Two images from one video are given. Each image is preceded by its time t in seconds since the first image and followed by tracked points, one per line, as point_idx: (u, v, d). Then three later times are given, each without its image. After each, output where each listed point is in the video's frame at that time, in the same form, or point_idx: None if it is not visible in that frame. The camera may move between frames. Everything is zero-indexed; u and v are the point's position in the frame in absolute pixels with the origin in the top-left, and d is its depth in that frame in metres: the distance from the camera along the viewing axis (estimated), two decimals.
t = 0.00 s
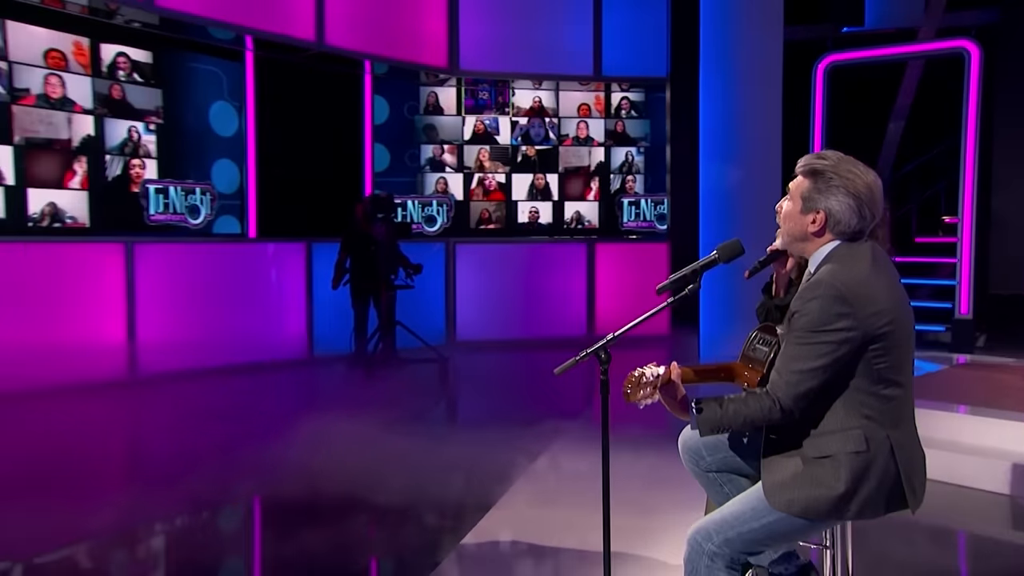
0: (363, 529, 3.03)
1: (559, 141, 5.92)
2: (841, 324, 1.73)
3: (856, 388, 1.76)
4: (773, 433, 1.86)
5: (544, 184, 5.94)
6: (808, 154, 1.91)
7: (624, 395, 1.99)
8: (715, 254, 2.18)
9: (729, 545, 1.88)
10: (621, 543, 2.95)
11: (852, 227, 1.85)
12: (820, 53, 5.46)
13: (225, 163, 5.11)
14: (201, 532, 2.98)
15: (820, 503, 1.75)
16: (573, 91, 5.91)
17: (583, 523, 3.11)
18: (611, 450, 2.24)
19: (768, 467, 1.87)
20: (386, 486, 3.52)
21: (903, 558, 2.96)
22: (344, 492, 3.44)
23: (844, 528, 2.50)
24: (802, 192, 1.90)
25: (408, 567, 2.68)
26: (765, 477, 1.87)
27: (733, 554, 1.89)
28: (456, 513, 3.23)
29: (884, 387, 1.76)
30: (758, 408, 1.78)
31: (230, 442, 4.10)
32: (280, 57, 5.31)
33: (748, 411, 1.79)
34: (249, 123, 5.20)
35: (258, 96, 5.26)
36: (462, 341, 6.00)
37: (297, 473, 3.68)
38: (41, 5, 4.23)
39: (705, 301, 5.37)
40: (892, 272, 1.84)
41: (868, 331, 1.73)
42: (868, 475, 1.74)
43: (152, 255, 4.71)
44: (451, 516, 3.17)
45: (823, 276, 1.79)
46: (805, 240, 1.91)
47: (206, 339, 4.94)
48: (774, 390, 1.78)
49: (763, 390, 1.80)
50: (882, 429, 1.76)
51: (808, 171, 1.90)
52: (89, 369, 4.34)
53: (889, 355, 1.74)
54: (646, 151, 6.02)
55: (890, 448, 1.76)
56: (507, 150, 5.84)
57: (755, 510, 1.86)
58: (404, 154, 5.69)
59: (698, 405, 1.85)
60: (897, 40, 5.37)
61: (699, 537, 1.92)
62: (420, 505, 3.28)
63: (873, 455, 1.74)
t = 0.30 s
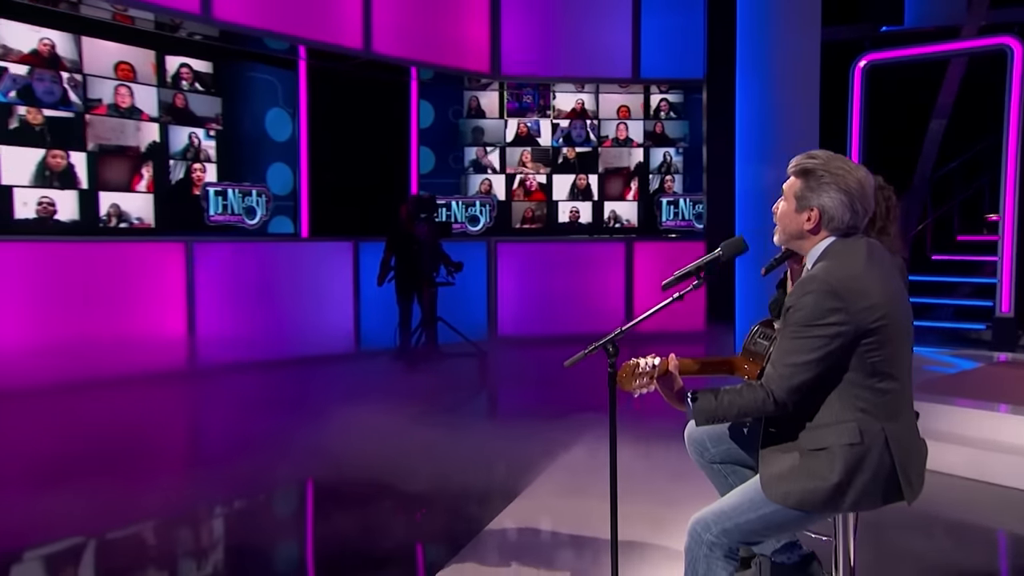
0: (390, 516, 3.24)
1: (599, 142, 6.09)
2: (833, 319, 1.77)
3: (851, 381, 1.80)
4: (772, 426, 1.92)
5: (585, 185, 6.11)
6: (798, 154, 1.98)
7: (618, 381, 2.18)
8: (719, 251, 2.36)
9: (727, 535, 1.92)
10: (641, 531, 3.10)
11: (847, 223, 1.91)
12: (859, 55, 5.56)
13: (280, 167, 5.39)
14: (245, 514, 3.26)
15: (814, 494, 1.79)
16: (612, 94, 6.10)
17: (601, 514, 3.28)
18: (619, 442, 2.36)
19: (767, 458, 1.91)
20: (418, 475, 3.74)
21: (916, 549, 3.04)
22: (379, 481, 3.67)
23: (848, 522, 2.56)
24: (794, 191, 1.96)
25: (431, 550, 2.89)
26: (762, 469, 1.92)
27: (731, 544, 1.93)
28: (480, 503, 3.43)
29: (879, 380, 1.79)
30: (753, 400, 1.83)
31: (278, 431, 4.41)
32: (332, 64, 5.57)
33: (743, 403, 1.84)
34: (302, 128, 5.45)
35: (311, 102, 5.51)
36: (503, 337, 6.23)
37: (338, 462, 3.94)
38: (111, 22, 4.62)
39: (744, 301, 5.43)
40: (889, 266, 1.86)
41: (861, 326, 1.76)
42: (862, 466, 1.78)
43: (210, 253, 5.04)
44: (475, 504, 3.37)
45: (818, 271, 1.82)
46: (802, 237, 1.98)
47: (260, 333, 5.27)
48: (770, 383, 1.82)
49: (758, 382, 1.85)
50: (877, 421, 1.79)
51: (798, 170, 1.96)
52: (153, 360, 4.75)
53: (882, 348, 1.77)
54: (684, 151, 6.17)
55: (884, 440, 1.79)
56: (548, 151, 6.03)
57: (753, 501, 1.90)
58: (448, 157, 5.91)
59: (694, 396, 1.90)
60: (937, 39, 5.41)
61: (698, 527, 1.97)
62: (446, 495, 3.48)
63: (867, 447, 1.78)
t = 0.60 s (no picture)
0: (417, 507, 3.39)
1: (640, 144, 6.21)
2: (834, 321, 1.64)
3: (854, 385, 1.67)
4: (776, 428, 1.79)
5: (625, 186, 6.24)
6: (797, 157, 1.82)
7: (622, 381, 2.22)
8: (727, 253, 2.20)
9: (730, 535, 1.80)
10: (664, 528, 3.18)
11: (850, 227, 1.75)
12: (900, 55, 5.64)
13: (331, 170, 5.67)
14: (288, 502, 3.47)
15: (815, 498, 1.67)
16: (653, 96, 6.22)
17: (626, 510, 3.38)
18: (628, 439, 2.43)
19: (769, 461, 1.80)
20: (451, 469, 3.89)
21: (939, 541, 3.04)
22: (413, 473, 3.83)
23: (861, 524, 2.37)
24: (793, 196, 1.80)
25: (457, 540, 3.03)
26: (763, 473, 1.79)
27: (734, 544, 1.81)
28: (505, 497, 3.55)
29: (884, 383, 1.66)
30: (754, 402, 1.71)
31: (322, 422, 4.62)
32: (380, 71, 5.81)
33: (744, 405, 1.72)
34: (351, 133, 5.70)
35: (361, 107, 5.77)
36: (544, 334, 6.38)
37: (377, 454, 4.13)
38: (176, 35, 4.99)
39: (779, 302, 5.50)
40: (896, 266, 1.73)
41: (864, 328, 1.64)
42: (865, 470, 1.66)
43: (264, 253, 5.34)
44: (501, 497, 3.50)
45: (819, 273, 1.70)
46: (805, 245, 1.81)
47: (308, 326, 5.56)
48: (772, 384, 1.70)
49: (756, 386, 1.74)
50: (881, 425, 1.66)
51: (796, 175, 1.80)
52: (211, 355, 5.15)
53: (887, 351, 1.64)
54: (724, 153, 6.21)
55: (889, 444, 1.66)
56: (590, 154, 6.18)
57: (756, 501, 1.78)
58: (493, 159, 6.12)
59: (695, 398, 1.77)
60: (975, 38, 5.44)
61: (702, 526, 1.85)
62: (475, 488, 3.62)
63: (872, 451, 1.66)
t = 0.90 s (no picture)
0: (445, 498, 3.58)
1: (679, 148, 6.33)
2: (833, 324, 1.70)
3: (853, 386, 1.74)
4: (779, 427, 1.86)
5: (662, 189, 6.36)
6: (806, 163, 1.88)
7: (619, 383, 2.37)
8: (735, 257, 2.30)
9: (731, 532, 1.90)
10: (678, 522, 3.31)
11: (852, 231, 1.81)
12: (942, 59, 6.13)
13: (379, 173, 5.92)
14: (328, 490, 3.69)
15: (816, 496, 1.75)
16: (694, 101, 6.33)
17: (647, 506, 3.50)
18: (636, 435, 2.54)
19: (770, 460, 1.87)
20: (481, 462, 4.08)
21: (954, 535, 3.09)
22: (445, 465, 4.03)
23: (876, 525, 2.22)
24: (800, 200, 1.87)
25: (479, 529, 3.21)
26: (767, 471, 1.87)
27: (735, 540, 1.91)
28: (527, 490, 3.72)
29: (883, 385, 1.72)
30: (758, 404, 1.78)
31: (364, 414, 4.87)
32: (428, 77, 5.99)
33: (748, 406, 1.79)
34: (399, 138, 5.95)
35: (409, 113, 5.99)
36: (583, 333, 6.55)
37: (414, 447, 4.33)
38: (235, 46, 5.30)
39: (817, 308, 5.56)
40: (896, 269, 1.78)
41: (863, 331, 1.70)
42: (865, 469, 1.72)
43: (314, 251, 5.68)
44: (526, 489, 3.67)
45: (821, 276, 1.76)
46: (810, 247, 1.88)
47: (355, 321, 5.85)
48: (774, 387, 1.77)
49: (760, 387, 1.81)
50: (880, 425, 1.73)
51: (803, 180, 1.87)
52: (262, 348, 5.50)
53: (886, 353, 1.70)
54: (764, 156, 6.33)
55: (888, 444, 1.73)
56: (630, 157, 6.32)
57: (757, 500, 1.88)
58: (535, 163, 6.31)
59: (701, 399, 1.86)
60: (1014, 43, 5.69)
61: (704, 523, 1.95)
62: (501, 481, 3.79)
63: (870, 451, 1.72)
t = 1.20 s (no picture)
0: (474, 488, 3.79)
1: (720, 148, 6.43)
2: (831, 329, 1.80)
3: (856, 388, 1.83)
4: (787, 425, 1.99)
5: (699, 189, 6.47)
6: (809, 171, 1.98)
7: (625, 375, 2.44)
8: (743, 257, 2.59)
9: (733, 528, 2.05)
10: (692, 514, 3.46)
11: (853, 237, 1.89)
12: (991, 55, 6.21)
13: (425, 174, 6.15)
14: (367, 476, 3.95)
15: (819, 493, 1.86)
16: (734, 102, 6.41)
17: (666, 497, 3.66)
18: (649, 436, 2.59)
19: (777, 458, 2.00)
20: (512, 453, 4.29)
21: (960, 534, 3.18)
22: (477, 456, 4.24)
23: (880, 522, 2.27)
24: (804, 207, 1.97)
25: (504, 516, 3.43)
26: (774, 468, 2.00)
27: (737, 536, 2.05)
28: (551, 482, 3.90)
29: (886, 387, 1.80)
30: (763, 405, 1.91)
31: (405, 406, 5.12)
32: (471, 82, 6.23)
33: (754, 407, 1.93)
34: (444, 140, 6.18)
35: (453, 116, 6.22)
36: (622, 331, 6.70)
37: (451, 438, 4.56)
38: (289, 54, 5.58)
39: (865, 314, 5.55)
40: (901, 272, 1.84)
41: (862, 335, 1.78)
42: (868, 469, 1.81)
43: (362, 251, 5.97)
44: (552, 481, 3.86)
45: (821, 282, 1.85)
46: (814, 252, 1.98)
47: (401, 316, 6.13)
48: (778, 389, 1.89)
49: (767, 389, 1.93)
50: (884, 427, 1.81)
51: (807, 188, 1.97)
52: (314, 341, 5.79)
53: (885, 357, 1.78)
54: (806, 156, 6.38)
55: (891, 445, 1.81)
56: (671, 158, 6.44)
57: (758, 497, 2.03)
58: (576, 164, 6.49)
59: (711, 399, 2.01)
60: None
61: (708, 518, 2.11)
62: (529, 473, 3.99)
63: (872, 450, 1.81)
